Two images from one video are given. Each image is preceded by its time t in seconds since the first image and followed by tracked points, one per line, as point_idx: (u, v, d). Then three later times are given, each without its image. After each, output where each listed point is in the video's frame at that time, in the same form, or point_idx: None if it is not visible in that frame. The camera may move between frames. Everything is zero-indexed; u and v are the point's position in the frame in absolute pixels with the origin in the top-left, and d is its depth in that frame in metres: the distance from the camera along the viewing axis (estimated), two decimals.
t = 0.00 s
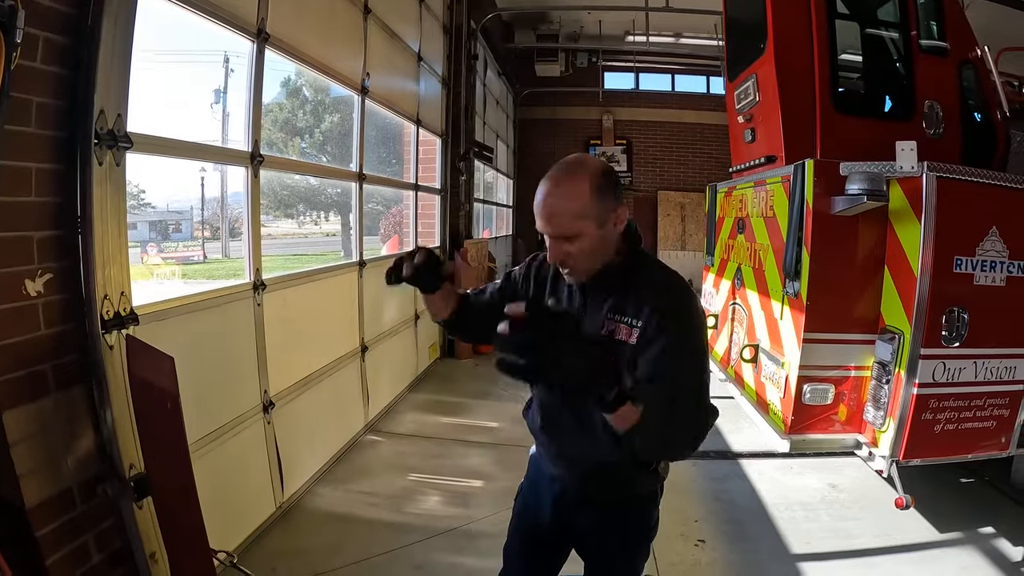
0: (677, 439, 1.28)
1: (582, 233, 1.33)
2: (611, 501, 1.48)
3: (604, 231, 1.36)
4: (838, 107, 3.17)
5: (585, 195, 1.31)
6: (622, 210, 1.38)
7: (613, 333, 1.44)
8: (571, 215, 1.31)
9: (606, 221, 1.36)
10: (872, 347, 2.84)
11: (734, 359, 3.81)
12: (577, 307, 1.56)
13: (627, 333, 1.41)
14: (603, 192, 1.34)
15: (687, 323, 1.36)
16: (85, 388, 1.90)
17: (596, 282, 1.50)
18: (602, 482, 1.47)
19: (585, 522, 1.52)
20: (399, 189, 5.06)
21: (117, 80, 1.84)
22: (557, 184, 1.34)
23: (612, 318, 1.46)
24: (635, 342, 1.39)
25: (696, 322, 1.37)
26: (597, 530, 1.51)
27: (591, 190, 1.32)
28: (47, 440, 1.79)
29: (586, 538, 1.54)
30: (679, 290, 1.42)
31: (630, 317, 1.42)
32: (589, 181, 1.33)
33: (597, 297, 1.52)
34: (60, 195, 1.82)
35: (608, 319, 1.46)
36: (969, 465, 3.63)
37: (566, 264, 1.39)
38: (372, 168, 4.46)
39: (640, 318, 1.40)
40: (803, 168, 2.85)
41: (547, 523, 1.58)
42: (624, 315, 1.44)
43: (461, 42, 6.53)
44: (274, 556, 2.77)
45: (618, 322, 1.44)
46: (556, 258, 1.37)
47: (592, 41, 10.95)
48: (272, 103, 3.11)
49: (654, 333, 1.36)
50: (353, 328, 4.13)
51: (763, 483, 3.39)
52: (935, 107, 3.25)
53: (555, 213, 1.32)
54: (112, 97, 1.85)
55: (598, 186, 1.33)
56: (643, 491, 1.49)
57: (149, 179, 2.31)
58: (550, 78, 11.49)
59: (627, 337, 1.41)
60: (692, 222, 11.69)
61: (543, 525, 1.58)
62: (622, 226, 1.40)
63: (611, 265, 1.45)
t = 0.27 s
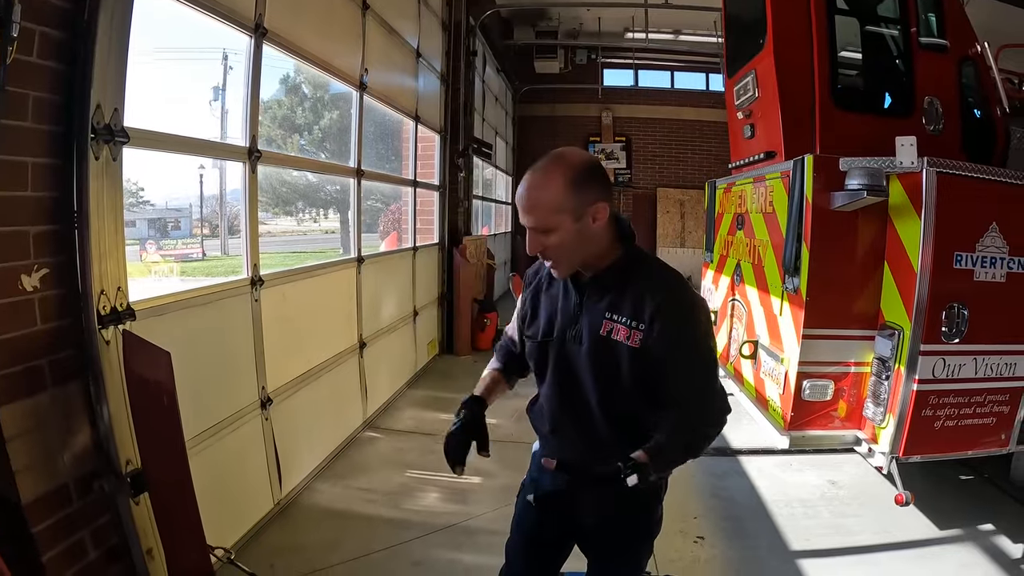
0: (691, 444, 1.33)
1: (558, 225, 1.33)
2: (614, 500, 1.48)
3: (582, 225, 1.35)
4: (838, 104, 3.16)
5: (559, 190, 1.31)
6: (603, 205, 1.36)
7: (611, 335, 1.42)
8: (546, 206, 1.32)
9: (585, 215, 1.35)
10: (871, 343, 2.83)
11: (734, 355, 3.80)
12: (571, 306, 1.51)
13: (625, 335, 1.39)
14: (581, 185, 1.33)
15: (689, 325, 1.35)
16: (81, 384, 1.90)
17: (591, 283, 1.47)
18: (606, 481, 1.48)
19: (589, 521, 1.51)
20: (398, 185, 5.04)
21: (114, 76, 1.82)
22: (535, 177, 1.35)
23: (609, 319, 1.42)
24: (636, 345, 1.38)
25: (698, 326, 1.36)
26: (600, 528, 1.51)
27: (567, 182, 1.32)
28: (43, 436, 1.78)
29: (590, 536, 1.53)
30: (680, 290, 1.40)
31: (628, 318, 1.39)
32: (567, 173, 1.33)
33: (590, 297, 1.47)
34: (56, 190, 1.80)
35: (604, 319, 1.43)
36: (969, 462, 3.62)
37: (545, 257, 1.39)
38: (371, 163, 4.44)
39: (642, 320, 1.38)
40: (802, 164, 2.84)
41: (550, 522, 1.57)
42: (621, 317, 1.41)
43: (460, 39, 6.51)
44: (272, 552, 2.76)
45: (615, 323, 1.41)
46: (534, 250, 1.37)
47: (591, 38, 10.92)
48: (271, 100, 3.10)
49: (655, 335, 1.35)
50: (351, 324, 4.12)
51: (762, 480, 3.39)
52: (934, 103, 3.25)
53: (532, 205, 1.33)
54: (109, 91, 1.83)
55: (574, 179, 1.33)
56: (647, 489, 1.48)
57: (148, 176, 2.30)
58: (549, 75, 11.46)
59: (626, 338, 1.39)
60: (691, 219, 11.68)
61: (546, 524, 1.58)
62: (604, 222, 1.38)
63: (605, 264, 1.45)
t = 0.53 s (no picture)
0: (686, 428, 1.38)
1: (553, 208, 1.33)
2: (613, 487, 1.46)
3: (578, 209, 1.34)
4: (838, 97, 3.14)
5: (554, 171, 1.31)
6: (599, 189, 1.34)
7: (611, 319, 1.40)
8: (541, 188, 1.32)
9: (581, 198, 1.34)
10: (873, 336, 2.81)
11: (734, 350, 3.78)
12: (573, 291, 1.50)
13: (626, 318, 1.37)
14: (577, 168, 1.32)
15: (691, 308, 1.34)
16: (76, 374, 1.87)
17: (593, 266, 1.45)
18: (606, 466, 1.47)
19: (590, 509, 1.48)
20: (397, 180, 5.02)
21: (111, 64, 1.80)
22: (533, 161, 1.35)
23: (609, 302, 1.40)
24: (637, 328, 1.36)
25: (700, 309, 1.34)
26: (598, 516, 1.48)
27: (562, 165, 1.31)
28: (37, 427, 1.75)
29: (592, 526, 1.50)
30: (684, 272, 1.37)
31: (629, 301, 1.38)
32: (563, 156, 1.32)
33: (592, 281, 1.45)
34: (51, 177, 1.77)
35: (605, 303, 1.41)
36: (970, 457, 3.61)
37: (542, 241, 1.39)
38: (370, 158, 4.41)
39: (643, 303, 1.36)
40: (803, 155, 2.81)
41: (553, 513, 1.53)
42: (621, 300, 1.39)
43: (459, 34, 6.47)
44: (269, 547, 2.74)
45: (616, 307, 1.39)
46: (530, 234, 1.37)
47: (591, 35, 10.89)
48: (269, 97, 3.07)
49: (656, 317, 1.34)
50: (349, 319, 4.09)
51: (763, 474, 3.37)
52: (935, 96, 3.23)
53: (529, 189, 1.34)
54: (106, 80, 1.81)
55: (570, 162, 1.32)
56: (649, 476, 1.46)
57: (145, 174, 2.28)
58: (549, 72, 11.42)
59: (626, 322, 1.37)
60: (691, 216, 11.66)
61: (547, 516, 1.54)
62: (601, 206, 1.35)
63: (605, 248, 1.43)
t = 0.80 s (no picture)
0: (696, 416, 1.31)
1: (582, 174, 1.33)
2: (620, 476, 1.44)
3: (604, 177, 1.37)
4: (839, 92, 3.13)
5: (585, 137, 1.33)
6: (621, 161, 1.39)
7: (622, 300, 1.39)
8: (571, 153, 1.33)
9: (606, 169, 1.37)
10: (874, 330, 2.81)
11: (734, 345, 3.77)
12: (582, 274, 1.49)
13: (637, 298, 1.37)
14: (603, 137, 1.36)
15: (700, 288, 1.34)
16: (75, 368, 1.86)
17: (603, 249, 1.46)
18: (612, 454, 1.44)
19: (597, 499, 1.47)
20: (397, 177, 5.01)
21: (111, 56, 1.79)
22: (557, 131, 1.36)
23: (620, 283, 1.40)
24: (647, 307, 1.36)
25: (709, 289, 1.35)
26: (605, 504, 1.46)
27: (592, 132, 1.34)
28: (35, 421, 1.74)
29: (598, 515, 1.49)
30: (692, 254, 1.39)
31: (639, 281, 1.38)
32: (590, 125, 1.36)
33: (601, 263, 1.45)
34: (50, 169, 1.75)
35: (615, 284, 1.41)
36: (970, 453, 3.61)
37: (564, 210, 1.38)
38: (369, 153, 4.40)
39: (653, 282, 1.36)
40: (803, 150, 2.81)
41: (558, 504, 1.51)
42: (632, 280, 1.39)
43: (459, 31, 6.46)
44: (269, 542, 2.74)
45: (626, 287, 1.39)
46: (554, 201, 1.36)
47: (591, 32, 10.87)
48: (269, 94, 3.07)
49: (667, 296, 1.34)
50: (348, 315, 4.08)
51: (764, 470, 3.37)
52: (936, 91, 3.22)
53: (556, 155, 1.33)
54: (105, 73, 1.80)
55: (599, 131, 1.35)
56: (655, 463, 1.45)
57: (146, 171, 2.27)
58: (548, 69, 11.40)
59: (637, 302, 1.37)
60: (690, 213, 11.65)
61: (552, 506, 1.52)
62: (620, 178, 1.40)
63: (615, 231, 1.45)
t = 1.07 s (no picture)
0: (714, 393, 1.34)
1: (612, 152, 1.41)
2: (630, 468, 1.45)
3: (628, 162, 1.46)
4: (836, 90, 3.12)
5: (613, 122, 1.44)
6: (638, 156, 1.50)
7: (637, 292, 1.41)
8: (604, 132, 1.41)
9: (628, 156, 1.46)
10: (870, 328, 2.81)
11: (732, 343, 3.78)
12: (587, 270, 1.48)
13: (653, 289, 1.41)
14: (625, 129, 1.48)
15: (709, 279, 1.42)
16: (72, 367, 1.85)
17: (610, 246, 1.47)
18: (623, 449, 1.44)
19: (603, 495, 1.46)
20: (394, 174, 5.00)
21: (106, 56, 1.78)
22: (583, 117, 1.46)
23: (632, 277, 1.43)
24: (664, 297, 1.40)
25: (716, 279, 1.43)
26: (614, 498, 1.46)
27: (617, 121, 1.46)
28: (32, 421, 1.74)
29: (600, 513, 1.47)
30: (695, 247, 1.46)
31: (653, 273, 1.42)
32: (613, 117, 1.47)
33: (609, 259, 1.46)
34: (46, 170, 1.75)
35: (627, 278, 1.43)
36: (967, 451, 3.62)
37: (595, 186, 1.41)
38: (366, 151, 4.39)
39: (667, 273, 1.41)
40: (800, 148, 2.81)
41: (560, 505, 1.48)
42: (645, 273, 1.42)
43: (457, 29, 6.44)
44: (267, 541, 2.74)
45: (640, 280, 1.42)
46: (588, 173, 1.40)
47: (589, 29, 10.84)
48: (267, 92, 3.07)
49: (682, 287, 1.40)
50: (346, 313, 4.08)
51: (761, 468, 3.38)
52: (933, 90, 3.22)
53: (586, 134, 1.41)
54: (101, 72, 1.79)
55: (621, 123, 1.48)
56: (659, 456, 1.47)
57: (144, 170, 2.27)
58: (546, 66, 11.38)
59: (654, 292, 1.40)
60: (688, 211, 11.64)
61: (554, 507, 1.48)
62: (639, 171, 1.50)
63: (621, 228, 1.49)
